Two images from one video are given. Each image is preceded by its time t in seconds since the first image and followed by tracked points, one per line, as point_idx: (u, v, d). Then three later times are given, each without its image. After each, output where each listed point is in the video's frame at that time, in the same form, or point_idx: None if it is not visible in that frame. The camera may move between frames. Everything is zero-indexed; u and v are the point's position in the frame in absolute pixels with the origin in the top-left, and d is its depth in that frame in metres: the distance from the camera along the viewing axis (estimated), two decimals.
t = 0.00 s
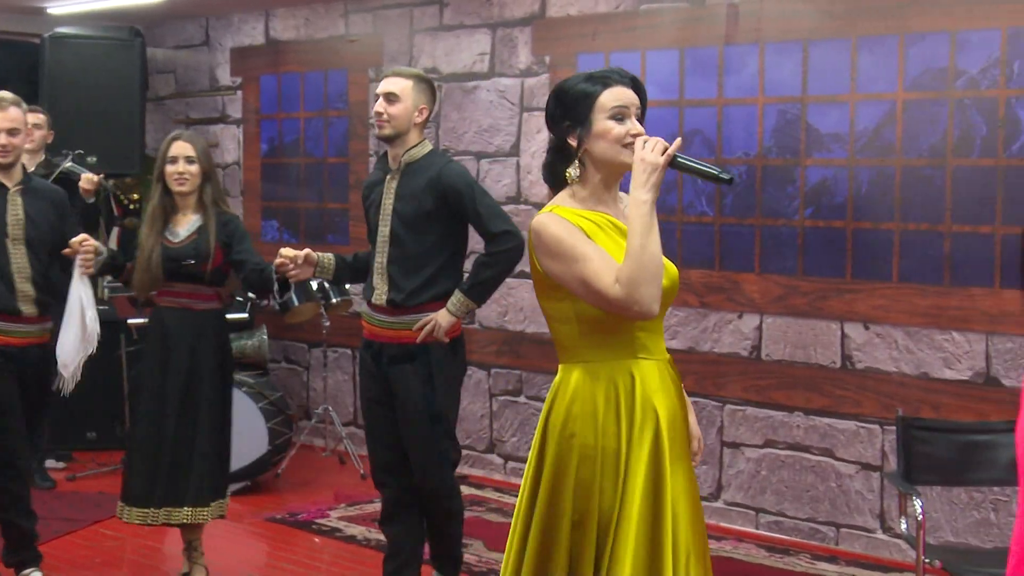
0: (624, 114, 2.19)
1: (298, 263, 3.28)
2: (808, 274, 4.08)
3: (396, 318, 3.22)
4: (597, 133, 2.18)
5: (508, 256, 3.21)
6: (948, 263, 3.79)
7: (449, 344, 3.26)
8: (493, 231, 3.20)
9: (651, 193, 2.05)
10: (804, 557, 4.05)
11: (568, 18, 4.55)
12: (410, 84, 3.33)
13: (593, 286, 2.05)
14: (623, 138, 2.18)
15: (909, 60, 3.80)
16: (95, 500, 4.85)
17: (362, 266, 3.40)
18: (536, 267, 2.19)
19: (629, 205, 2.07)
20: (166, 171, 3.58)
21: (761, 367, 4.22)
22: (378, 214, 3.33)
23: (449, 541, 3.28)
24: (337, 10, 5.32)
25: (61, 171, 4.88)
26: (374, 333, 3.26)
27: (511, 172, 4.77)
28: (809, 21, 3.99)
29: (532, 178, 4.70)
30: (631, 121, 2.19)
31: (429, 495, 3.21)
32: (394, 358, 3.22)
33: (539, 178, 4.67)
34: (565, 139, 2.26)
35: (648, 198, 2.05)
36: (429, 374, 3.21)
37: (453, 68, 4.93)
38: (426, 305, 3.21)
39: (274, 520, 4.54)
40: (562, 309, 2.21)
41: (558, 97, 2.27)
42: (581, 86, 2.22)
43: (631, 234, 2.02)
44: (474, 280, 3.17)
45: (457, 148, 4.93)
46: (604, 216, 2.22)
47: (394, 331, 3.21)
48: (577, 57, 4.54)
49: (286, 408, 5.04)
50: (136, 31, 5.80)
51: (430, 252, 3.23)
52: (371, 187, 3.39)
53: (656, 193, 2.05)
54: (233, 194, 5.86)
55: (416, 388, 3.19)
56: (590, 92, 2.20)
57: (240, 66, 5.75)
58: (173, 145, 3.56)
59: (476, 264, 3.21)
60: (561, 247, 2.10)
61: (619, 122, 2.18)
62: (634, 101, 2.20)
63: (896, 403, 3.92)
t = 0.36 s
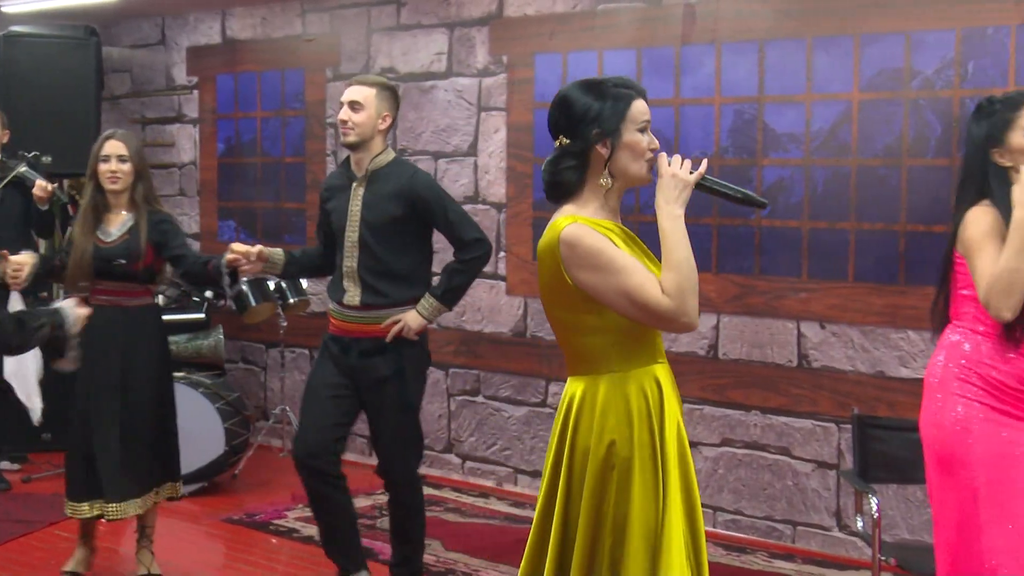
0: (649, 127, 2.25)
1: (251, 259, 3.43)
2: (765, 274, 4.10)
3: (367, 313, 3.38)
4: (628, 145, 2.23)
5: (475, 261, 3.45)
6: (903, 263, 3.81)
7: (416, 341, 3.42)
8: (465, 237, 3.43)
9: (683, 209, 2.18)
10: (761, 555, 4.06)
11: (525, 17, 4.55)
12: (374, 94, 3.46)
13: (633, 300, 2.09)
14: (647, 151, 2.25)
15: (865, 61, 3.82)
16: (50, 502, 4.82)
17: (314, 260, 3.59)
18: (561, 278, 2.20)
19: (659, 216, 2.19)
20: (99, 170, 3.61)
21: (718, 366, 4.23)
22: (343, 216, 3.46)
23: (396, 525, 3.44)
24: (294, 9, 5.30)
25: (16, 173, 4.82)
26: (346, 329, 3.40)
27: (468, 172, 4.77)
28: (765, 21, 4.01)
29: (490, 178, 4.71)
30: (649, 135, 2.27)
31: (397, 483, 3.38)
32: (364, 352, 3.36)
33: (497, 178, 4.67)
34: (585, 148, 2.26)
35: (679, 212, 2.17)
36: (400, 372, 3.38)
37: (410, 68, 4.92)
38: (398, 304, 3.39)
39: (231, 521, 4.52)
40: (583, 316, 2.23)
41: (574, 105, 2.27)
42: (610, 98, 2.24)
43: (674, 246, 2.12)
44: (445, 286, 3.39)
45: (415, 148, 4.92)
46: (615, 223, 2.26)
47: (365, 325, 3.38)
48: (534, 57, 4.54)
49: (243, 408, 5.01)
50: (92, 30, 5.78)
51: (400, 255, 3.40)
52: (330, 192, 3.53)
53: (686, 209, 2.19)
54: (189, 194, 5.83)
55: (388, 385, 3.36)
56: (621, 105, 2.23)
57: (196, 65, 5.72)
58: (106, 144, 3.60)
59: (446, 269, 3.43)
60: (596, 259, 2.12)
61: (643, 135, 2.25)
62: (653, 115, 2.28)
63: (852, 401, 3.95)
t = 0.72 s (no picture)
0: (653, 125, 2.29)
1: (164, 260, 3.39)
2: (718, 274, 4.11)
3: (283, 307, 3.44)
4: (638, 142, 2.26)
5: (397, 258, 3.51)
6: (854, 262, 3.84)
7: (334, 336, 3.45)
8: (389, 232, 3.50)
9: (676, 211, 2.28)
10: (715, 553, 4.08)
11: (479, 17, 4.54)
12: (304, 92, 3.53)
13: (661, 300, 2.13)
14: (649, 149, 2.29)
15: (816, 62, 3.85)
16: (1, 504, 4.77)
17: (227, 262, 3.57)
18: (579, 270, 2.17)
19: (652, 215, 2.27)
20: (11, 161, 3.60)
21: (672, 366, 4.25)
22: (269, 210, 3.52)
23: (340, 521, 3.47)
24: (246, 8, 5.28)
25: None
26: (262, 321, 3.48)
27: (422, 172, 4.76)
28: (717, 22, 4.03)
29: (444, 177, 4.70)
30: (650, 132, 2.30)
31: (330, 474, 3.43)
32: (281, 346, 3.43)
33: (451, 178, 4.67)
34: (597, 139, 2.24)
35: (672, 214, 2.27)
36: (314, 364, 3.42)
37: (363, 67, 4.90)
38: (315, 295, 3.44)
39: (184, 523, 4.49)
40: (588, 308, 2.21)
41: (585, 97, 2.26)
42: (626, 94, 2.23)
43: (673, 247, 2.20)
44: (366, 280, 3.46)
45: (368, 148, 4.91)
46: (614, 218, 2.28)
47: (282, 319, 3.43)
48: (488, 57, 4.53)
49: (196, 410, 4.97)
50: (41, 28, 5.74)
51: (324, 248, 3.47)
52: (257, 190, 3.58)
53: (678, 211, 2.28)
54: (140, 194, 5.79)
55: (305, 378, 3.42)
56: (636, 102, 2.24)
57: (147, 64, 5.69)
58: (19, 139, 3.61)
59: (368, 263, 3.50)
60: (629, 254, 2.13)
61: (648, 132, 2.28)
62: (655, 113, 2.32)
63: (804, 400, 3.97)
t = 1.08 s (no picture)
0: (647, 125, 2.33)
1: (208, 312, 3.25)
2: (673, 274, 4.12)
3: (203, 300, 3.59)
4: (634, 141, 2.29)
5: (306, 251, 3.66)
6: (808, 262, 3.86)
7: (251, 328, 3.60)
8: (297, 228, 3.64)
9: (670, 210, 2.31)
10: (670, 552, 4.09)
11: (434, 17, 4.54)
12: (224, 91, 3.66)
13: (646, 296, 2.17)
14: (644, 148, 2.33)
15: (770, 62, 3.87)
16: None
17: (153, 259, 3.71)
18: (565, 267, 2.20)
19: (647, 212, 2.30)
20: None
21: (627, 366, 4.27)
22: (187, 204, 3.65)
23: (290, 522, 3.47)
24: (200, 7, 5.25)
25: None
26: (188, 314, 3.63)
27: (377, 172, 4.74)
28: (672, 22, 4.04)
29: (399, 177, 4.69)
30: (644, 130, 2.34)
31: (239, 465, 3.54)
32: (203, 336, 3.58)
33: (406, 178, 4.66)
34: (594, 141, 2.27)
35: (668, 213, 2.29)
36: (229, 353, 3.56)
37: (318, 67, 4.88)
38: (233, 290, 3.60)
39: (138, 525, 4.46)
40: (573, 305, 2.25)
41: (580, 99, 2.29)
42: (621, 96, 2.27)
43: (664, 247, 2.22)
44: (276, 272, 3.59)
45: (323, 147, 4.89)
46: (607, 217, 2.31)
47: (203, 312, 3.59)
48: (443, 57, 4.53)
49: (149, 412, 4.94)
50: None
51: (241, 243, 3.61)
52: (177, 186, 3.71)
53: (673, 210, 2.31)
54: (92, 194, 5.74)
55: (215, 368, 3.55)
56: (631, 103, 2.27)
57: (100, 63, 5.64)
58: None
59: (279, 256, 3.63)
60: (615, 251, 2.16)
61: (643, 131, 2.32)
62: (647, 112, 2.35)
63: (759, 399, 3.99)
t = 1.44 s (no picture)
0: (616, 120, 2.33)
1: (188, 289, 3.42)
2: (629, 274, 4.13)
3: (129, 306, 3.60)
4: (602, 136, 2.30)
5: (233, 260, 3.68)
6: (762, 261, 3.88)
7: (172, 333, 3.60)
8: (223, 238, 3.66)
9: (651, 203, 2.29)
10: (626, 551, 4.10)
11: (389, 17, 4.53)
12: (151, 105, 3.71)
13: (623, 290, 2.17)
14: (617, 142, 2.33)
15: (725, 63, 3.89)
16: None
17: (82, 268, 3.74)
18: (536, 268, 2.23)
19: (626, 205, 2.29)
20: None
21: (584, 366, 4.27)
22: (118, 211, 3.74)
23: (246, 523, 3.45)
24: (153, 6, 5.22)
25: None
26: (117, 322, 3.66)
27: (332, 172, 4.73)
28: (627, 23, 4.05)
29: (355, 178, 4.68)
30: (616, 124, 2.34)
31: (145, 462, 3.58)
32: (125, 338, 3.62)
33: (362, 178, 4.65)
34: (561, 145, 2.29)
35: (649, 206, 2.28)
36: (146, 357, 3.58)
37: (272, 67, 4.86)
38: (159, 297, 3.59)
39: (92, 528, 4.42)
40: (553, 307, 2.26)
41: (542, 103, 2.31)
42: (581, 93, 2.29)
43: (645, 240, 2.22)
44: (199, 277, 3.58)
45: (278, 147, 4.86)
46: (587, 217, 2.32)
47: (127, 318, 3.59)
48: (399, 57, 4.52)
49: (103, 413, 4.92)
50: None
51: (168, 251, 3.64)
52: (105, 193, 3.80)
53: (654, 202, 2.30)
54: (44, 194, 5.69)
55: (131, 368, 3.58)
56: (592, 98, 2.29)
57: (52, 62, 5.60)
58: None
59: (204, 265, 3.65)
60: (582, 251, 2.18)
61: (613, 125, 2.32)
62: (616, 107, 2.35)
63: (714, 398, 4.00)
